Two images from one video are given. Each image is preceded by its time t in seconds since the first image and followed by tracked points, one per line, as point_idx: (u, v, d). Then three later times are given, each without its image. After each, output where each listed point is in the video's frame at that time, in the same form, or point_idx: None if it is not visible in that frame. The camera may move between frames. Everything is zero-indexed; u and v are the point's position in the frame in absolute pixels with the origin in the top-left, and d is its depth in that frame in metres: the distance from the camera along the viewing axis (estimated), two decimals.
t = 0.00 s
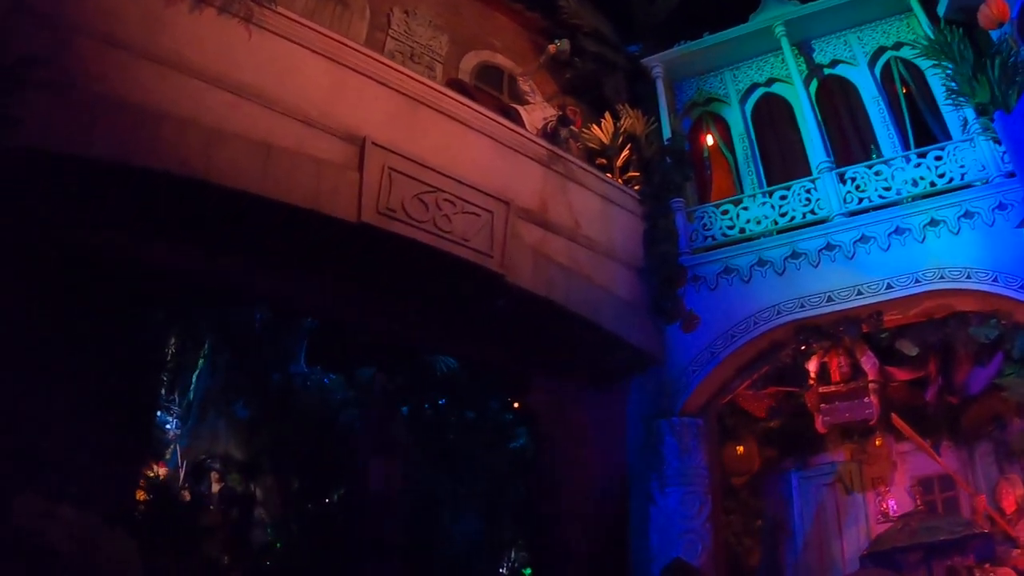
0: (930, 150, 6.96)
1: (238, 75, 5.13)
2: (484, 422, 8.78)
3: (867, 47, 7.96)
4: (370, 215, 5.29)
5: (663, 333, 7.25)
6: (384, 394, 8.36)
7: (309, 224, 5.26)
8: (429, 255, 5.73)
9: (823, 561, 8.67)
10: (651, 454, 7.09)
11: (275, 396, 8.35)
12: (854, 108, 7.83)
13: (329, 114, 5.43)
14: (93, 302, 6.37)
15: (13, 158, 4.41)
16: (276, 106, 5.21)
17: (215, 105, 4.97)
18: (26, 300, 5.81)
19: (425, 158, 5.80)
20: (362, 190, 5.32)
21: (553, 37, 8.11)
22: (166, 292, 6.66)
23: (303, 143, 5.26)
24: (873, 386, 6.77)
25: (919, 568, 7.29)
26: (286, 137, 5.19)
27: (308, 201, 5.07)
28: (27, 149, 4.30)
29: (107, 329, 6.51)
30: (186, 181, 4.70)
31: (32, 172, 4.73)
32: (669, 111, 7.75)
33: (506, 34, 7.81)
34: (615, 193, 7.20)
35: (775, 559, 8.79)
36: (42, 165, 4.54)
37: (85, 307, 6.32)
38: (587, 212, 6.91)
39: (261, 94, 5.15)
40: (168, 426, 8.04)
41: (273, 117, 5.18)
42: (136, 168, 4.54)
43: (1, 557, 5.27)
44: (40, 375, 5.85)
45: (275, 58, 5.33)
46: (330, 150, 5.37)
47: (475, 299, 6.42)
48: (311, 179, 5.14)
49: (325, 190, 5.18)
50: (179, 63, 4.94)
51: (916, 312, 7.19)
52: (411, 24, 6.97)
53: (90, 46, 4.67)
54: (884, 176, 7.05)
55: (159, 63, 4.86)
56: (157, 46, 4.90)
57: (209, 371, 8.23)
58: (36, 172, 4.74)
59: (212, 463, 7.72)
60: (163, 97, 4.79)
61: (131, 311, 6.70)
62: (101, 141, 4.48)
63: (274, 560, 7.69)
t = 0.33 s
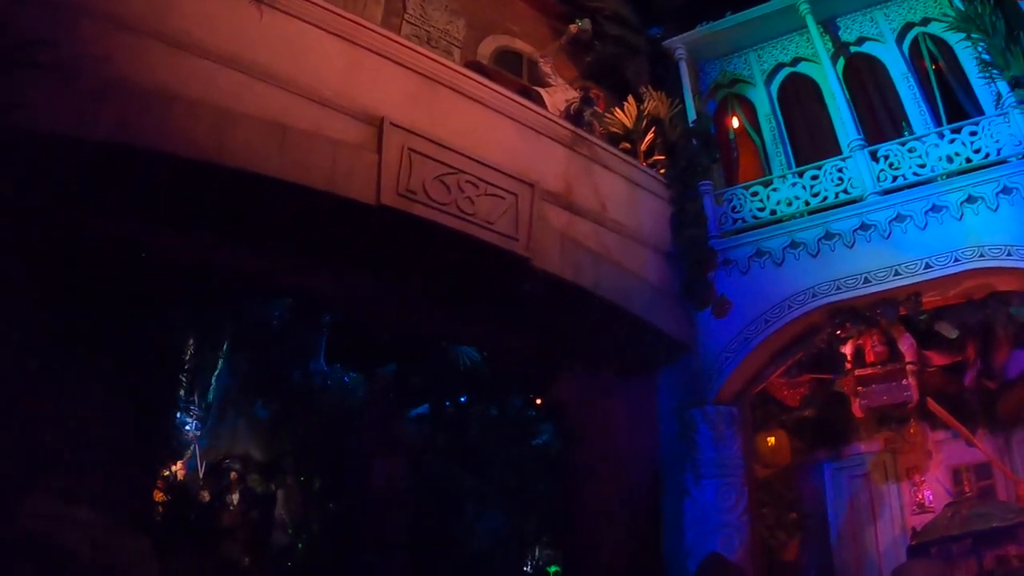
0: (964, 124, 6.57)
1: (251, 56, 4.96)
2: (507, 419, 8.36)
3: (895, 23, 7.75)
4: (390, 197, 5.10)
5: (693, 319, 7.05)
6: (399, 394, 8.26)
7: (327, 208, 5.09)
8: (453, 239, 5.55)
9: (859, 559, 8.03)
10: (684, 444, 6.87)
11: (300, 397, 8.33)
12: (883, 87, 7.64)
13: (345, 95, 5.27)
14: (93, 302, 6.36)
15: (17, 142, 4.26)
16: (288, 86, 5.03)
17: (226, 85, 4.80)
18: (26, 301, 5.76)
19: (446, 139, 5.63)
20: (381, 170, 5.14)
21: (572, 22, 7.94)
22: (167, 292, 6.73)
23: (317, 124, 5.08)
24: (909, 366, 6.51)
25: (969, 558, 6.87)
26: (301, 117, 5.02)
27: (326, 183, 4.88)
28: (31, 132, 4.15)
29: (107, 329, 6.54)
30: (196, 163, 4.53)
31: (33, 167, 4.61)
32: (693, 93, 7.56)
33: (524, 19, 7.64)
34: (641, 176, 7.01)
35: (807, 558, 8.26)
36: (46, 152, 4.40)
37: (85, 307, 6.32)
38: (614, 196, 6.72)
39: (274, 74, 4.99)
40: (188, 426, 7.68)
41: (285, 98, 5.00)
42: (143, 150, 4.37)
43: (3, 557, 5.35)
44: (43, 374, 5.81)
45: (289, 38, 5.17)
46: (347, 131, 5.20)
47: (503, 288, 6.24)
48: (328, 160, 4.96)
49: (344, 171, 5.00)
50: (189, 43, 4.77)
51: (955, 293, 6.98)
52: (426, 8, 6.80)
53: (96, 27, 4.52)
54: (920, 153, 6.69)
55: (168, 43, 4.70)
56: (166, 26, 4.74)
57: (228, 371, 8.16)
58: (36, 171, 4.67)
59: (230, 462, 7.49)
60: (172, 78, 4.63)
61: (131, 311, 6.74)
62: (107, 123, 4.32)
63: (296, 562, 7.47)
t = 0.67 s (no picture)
0: (1001, 96, 6.26)
1: (264, 32, 4.80)
2: (529, 413, 8.15)
3: None
4: (410, 174, 4.92)
5: (725, 302, 6.86)
6: (418, 394, 8.31)
7: (345, 187, 4.93)
8: (478, 219, 5.37)
9: (895, 550, 7.65)
10: (720, 433, 6.63)
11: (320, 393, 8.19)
12: (913, 62, 7.42)
13: (362, 72, 5.10)
14: (93, 302, 6.32)
15: (21, 122, 4.11)
16: (303, 63, 4.86)
17: (238, 62, 4.64)
18: (31, 297, 5.47)
19: (468, 116, 5.44)
20: (400, 147, 4.95)
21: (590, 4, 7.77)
22: (165, 292, 6.94)
23: (334, 102, 4.91)
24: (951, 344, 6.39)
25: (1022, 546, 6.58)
26: (317, 94, 4.85)
27: (344, 161, 4.70)
28: (33, 111, 3.98)
29: (107, 329, 6.38)
30: (207, 140, 4.36)
31: (34, 168, 4.73)
32: (717, 72, 7.37)
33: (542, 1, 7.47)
34: (668, 156, 6.82)
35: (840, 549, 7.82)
36: (53, 131, 4.24)
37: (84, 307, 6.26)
38: (640, 176, 6.52)
39: (288, 51, 4.82)
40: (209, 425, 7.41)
41: (299, 75, 4.83)
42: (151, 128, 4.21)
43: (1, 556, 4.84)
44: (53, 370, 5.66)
45: (304, 15, 5.00)
46: (365, 109, 5.04)
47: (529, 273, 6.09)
48: (345, 138, 4.78)
49: (363, 149, 4.82)
50: (198, 19, 4.60)
51: (994, 272, 6.51)
52: None
53: (102, 3, 4.37)
54: (955, 127, 6.40)
55: (177, 20, 4.53)
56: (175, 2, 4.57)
57: (247, 368, 7.97)
58: (36, 171, 4.78)
59: (251, 458, 7.34)
60: (182, 55, 4.47)
61: (131, 312, 6.70)
62: (112, 100, 4.16)
63: (319, 560, 7.29)
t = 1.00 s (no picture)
0: None
1: (274, 5, 4.62)
2: (552, 408, 8.03)
3: None
4: (429, 150, 4.73)
5: (755, 285, 6.66)
6: (437, 388, 8.16)
7: (361, 165, 4.76)
8: (500, 198, 5.18)
9: (930, 543, 7.41)
10: (753, 421, 6.40)
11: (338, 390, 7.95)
12: (942, 36, 7.22)
13: (376, 47, 4.92)
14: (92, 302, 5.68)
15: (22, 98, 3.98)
16: (314, 37, 4.68)
17: (247, 36, 4.48)
18: (22, 296, 5.14)
19: (488, 92, 5.26)
20: (418, 122, 4.77)
21: None
22: (165, 292, 6.29)
23: (347, 77, 4.73)
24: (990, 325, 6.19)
25: None
26: (331, 69, 4.68)
27: (358, 137, 4.53)
28: (33, 84, 3.86)
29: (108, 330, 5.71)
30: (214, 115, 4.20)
31: (34, 168, 4.89)
32: (740, 50, 7.22)
33: None
34: (694, 135, 6.64)
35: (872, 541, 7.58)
36: (57, 109, 4.14)
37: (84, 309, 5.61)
38: (665, 156, 6.33)
39: (299, 24, 4.65)
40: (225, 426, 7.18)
41: (310, 49, 4.65)
42: (156, 103, 4.07)
43: None
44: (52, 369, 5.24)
45: None
46: (380, 85, 4.86)
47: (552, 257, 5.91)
48: (359, 113, 4.59)
49: (378, 125, 4.63)
50: None
51: None
52: None
53: None
54: (989, 100, 6.10)
55: None
56: None
57: (264, 367, 7.74)
58: (36, 172, 4.94)
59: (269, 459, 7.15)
60: (188, 28, 4.31)
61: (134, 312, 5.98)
62: (114, 74, 4.02)
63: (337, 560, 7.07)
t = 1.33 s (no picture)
0: None
1: None
2: (571, 406, 7.96)
3: None
4: (447, 124, 4.53)
5: (785, 268, 6.46)
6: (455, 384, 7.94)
7: (379, 142, 4.56)
8: (524, 176, 4.98)
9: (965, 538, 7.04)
10: (787, 409, 6.16)
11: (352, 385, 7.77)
12: (968, 12, 7.03)
13: (390, 20, 4.74)
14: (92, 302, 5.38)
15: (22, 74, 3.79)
16: (326, 10, 4.51)
17: (257, 10, 4.31)
18: (22, 296, 4.55)
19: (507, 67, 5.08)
20: (436, 96, 4.57)
21: None
22: (164, 292, 6.11)
23: (360, 50, 4.55)
24: None
25: None
26: (343, 41, 4.50)
27: (374, 112, 4.33)
28: (35, 58, 3.69)
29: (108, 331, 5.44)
30: (222, 89, 4.02)
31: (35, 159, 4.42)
32: (763, 29, 7.07)
33: None
34: (721, 116, 6.46)
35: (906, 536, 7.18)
36: (60, 86, 3.93)
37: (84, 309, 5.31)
38: (691, 135, 6.13)
39: None
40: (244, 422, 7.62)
41: (321, 21, 4.47)
42: (162, 75, 3.88)
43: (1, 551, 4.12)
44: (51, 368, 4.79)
45: None
46: (396, 59, 4.67)
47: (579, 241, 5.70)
48: (374, 86, 4.40)
49: (394, 98, 4.44)
50: None
51: None
52: None
53: None
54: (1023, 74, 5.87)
55: None
56: None
57: (281, 366, 7.97)
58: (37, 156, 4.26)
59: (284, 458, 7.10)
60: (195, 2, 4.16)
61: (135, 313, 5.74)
62: (118, 47, 3.85)
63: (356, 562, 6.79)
